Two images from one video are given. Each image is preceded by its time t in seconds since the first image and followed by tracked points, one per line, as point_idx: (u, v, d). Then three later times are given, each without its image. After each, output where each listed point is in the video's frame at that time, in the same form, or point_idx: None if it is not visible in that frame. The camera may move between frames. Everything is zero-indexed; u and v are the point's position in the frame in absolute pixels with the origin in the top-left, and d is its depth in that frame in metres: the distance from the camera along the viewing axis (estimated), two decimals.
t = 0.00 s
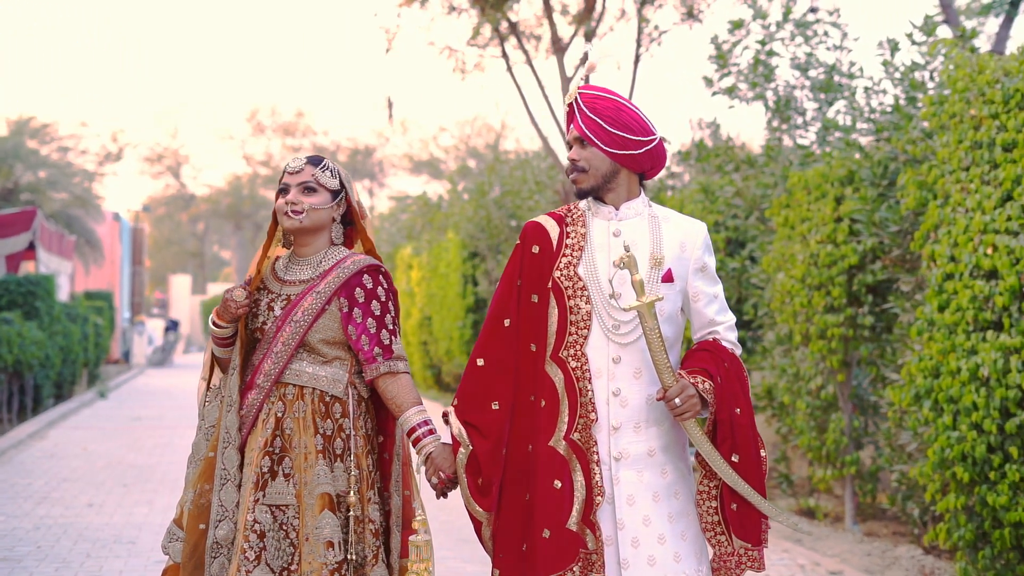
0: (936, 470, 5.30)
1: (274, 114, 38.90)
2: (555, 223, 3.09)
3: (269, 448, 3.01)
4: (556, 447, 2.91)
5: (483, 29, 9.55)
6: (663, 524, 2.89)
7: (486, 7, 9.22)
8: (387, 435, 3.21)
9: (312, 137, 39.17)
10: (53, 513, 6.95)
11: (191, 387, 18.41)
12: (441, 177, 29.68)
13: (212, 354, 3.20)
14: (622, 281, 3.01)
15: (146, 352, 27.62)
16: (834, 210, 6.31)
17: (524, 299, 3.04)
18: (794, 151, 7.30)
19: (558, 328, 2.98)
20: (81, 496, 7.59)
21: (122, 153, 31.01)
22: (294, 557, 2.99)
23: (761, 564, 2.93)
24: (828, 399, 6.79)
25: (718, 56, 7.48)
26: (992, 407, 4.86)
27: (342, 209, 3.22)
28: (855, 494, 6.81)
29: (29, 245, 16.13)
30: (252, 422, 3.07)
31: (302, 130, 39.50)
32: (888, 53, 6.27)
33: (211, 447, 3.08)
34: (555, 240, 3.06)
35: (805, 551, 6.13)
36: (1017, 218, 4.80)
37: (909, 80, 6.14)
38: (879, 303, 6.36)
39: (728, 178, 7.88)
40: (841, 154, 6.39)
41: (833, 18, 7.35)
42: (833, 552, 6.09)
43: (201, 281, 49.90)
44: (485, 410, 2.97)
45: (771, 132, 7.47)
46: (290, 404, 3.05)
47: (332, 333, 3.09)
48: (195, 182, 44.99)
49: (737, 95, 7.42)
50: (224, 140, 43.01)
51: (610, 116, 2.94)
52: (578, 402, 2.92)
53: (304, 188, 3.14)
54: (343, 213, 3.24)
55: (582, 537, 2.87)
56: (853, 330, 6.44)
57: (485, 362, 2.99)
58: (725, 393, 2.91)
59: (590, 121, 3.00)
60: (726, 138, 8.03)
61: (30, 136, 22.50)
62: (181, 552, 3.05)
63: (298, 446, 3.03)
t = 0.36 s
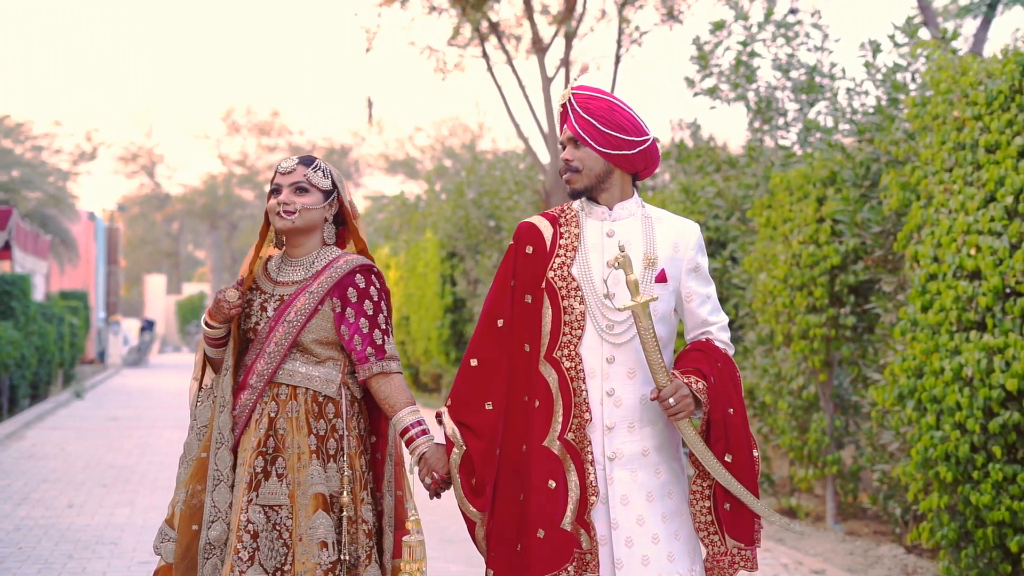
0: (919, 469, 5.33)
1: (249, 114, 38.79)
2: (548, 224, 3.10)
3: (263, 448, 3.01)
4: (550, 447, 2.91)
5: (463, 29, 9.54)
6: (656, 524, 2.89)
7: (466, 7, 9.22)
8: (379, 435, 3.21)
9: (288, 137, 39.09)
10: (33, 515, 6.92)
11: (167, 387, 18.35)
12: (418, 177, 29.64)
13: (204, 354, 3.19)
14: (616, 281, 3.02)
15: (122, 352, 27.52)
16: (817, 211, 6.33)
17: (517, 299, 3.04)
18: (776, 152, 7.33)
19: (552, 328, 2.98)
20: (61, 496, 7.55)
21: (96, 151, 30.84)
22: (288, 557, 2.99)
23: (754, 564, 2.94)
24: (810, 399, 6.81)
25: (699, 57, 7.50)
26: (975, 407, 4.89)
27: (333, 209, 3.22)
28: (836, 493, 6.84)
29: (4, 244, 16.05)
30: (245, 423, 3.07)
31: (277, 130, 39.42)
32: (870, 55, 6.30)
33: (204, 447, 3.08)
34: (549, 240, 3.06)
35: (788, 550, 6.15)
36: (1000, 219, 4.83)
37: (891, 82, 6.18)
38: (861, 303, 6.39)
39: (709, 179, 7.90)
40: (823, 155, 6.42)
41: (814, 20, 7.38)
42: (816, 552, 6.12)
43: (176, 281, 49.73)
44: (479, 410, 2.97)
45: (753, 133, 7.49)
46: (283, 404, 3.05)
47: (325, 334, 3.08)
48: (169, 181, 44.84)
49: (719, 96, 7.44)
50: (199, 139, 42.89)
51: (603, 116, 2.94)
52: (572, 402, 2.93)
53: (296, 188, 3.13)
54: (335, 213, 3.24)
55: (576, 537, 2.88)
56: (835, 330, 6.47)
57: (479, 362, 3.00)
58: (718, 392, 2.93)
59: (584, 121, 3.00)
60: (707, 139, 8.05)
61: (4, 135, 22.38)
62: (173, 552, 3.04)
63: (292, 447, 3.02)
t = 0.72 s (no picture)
0: (904, 469, 5.36)
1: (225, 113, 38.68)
2: (542, 225, 3.10)
3: (258, 449, 3.01)
4: (546, 448, 2.91)
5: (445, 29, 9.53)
6: (652, 524, 2.90)
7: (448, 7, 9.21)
8: (374, 436, 3.21)
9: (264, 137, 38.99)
10: (13, 517, 6.87)
11: (144, 388, 18.28)
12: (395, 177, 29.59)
13: (198, 355, 3.19)
14: (612, 281, 3.02)
15: (97, 352, 27.41)
16: (800, 211, 6.36)
17: (512, 300, 3.04)
18: (759, 153, 7.35)
19: (547, 330, 2.99)
20: (42, 498, 7.51)
21: (71, 151, 30.67)
22: (283, 558, 2.99)
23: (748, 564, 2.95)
24: (793, 399, 6.84)
25: (682, 58, 7.52)
26: (960, 406, 4.91)
27: (328, 210, 3.22)
28: (819, 493, 6.86)
29: None
30: (239, 423, 3.06)
31: (253, 129, 39.33)
32: (853, 56, 6.32)
33: (198, 449, 3.07)
34: (544, 241, 3.07)
35: (772, 550, 6.16)
36: (985, 221, 4.86)
37: (874, 83, 6.20)
38: (844, 304, 6.41)
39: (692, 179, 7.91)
40: (806, 156, 6.43)
41: (796, 21, 7.40)
42: (799, 551, 6.13)
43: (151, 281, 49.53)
44: (474, 411, 2.97)
45: (735, 134, 7.51)
46: (278, 405, 3.04)
47: (319, 335, 3.08)
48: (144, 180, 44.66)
49: (701, 97, 7.46)
50: (174, 138, 42.75)
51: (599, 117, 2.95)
52: (567, 403, 2.93)
53: (289, 189, 3.13)
54: (329, 214, 3.23)
55: (572, 538, 2.88)
56: (818, 330, 6.49)
57: (474, 363, 3.00)
58: (713, 393, 2.92)
59: (579, 121, 3.00)
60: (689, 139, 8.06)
61: None
62: (167, 554, 3.03)
63: (286, 448, 3.02)
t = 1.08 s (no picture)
0: (889, 469, 5.39)
1: (200, 113, 38.55)
2: (539, 226, 3.10)
3: (253, 450, 3.01)
4: (542, 449, 2.91)
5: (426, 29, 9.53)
6: (648, 525, 2.90)
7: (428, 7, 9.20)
8: (369, 437, 3.20)
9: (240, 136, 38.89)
10: None
11: (121, 388, 18.23)
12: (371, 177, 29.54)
13: (192, 356, 3.18)
14: (607, 282, 3.02)
15: (74, 352, 27.31)
16: (783, 213, 6.38)
17: (508, 302, 3.05)
18: (742, 154, 7.37)
19: (543, 331, 2.99)
20: (23, 499, 7.48)
21: (45, 150, 30.50)
22: (278, 560, 2.99)
23: (744, 565, 2.95)
24: (776, 399, 6.86)
25: (665, 59, 7.53)
26: (946, 407, 4.94)
27: (321, 211, 3.21)
28: (802, 493, 6.89)
29: None
30: (235, 424, 3.06)
31: (229, 129, 39.22)
32: (837, 58, 6.35)
33: (192, 450, 3.06)
34: (540, 242, 3.07)
35: (757, 551, 6.18)
36: (970, 222, 4.89)
37: (858, 84, 6.23)
38: (827, 305, 6.43)
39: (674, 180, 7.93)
40: (790, 157, 6.45)
41: (779, 22, 7.43)
42: (784, 552, 6.16)
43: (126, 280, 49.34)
44: (470, 412, 2.97)
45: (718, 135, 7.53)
46: (274, 406, 3.04)
47: (315, 336, 3.08)
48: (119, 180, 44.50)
49: (685, 99, 7.48)
50: (150, 137, 42.58)
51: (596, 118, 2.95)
52: (563, 404, 2.94)
53: (284, 190, 3.12)
54: (323, 214, 3.23)
55: (568, 540, 2.88)
56: (801, 331, 6.51)
57: (470, 364, 3.00)
58: (710, 394, 2.93)
59: (576, 123, 3.01)
60: (671, 140, 8.08)
61: None
62: (161, 555, 3.02)
63: (282, 449, 3.02)
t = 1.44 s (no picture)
0: (879, 469, 5.40)
1: (180, 112, 38.43)
2: (540, 227, 3.10)
3: (254, 452, 3.01)
4: (544, 450, 2.91)
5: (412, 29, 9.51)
6: (649, 526, 2.90)
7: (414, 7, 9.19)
8: (369, 438, 3.20)
9: (220, 136, 38.79)
10: None
11: (103, 387, 18.18)
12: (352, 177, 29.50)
13: (192, 357, 3.18)
14: (609, 283, 3.02)
15: (54, 351, 27.24)
16: (772, 214, 6.39)
17: (509, 303, 3.05)
18: (730, 155, 7.39)
19: (545, 333, 2.99)
20: (9, 500, 7.45)
21: (24, 149, 30.35)
22: (279, 562, 2.99)
23: (746, 566, 2.95)
24: (764, 399, 6.88)
25: (653, 59, 7.54)
26: (936, 407, 4.96)
27: (321, 212, 3.21)
28: (790, 494, 6.91)
29: None
30: (235, 426, 3.05)
31: (209, 129, 39.12)
32: (825, 60, 6.37)
33: (192, 451, 3.06)
34: (541, 244, 3.07)
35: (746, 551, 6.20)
36: (961, 223, 4.90)
37: (847, 86, 6.25)
38: (816, 305, 6.45)
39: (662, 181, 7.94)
40: (778, 158, 6.47)
41: (766, 23, 7.45)
42: (773, 552, 6.17)
43: (106, 280, 49.18)
44: (472, 414, 2.97)
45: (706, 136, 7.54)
46: (275, 408, 3.04)
47: (316, 338, 3.08)
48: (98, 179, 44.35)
49: (672, 100, 7.49)
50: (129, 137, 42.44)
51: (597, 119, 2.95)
52: (565, 406, 2.94)
53: (283, 191, 3.11)
54: (323, 215, 3.23)
55: (570, 541, 2.88)
56: (790, 331, 6.52)
57: (471, 366, 3.00)
58: (711, 395, 2.94)
59: (577, 124, 3.00)
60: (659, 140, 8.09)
61: None
62: (161, 557, 3.01)
63: (283, 451, 3.02)
